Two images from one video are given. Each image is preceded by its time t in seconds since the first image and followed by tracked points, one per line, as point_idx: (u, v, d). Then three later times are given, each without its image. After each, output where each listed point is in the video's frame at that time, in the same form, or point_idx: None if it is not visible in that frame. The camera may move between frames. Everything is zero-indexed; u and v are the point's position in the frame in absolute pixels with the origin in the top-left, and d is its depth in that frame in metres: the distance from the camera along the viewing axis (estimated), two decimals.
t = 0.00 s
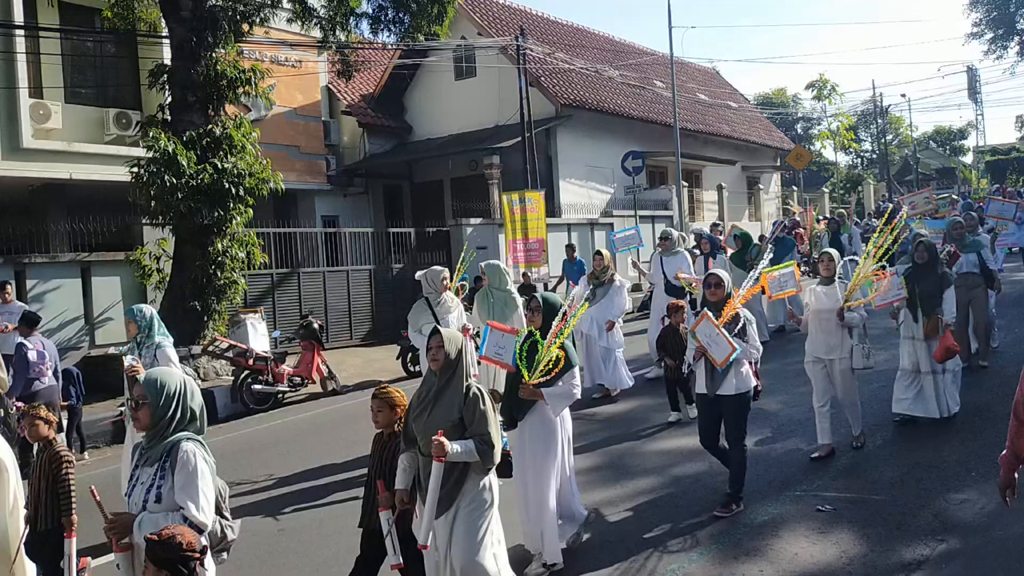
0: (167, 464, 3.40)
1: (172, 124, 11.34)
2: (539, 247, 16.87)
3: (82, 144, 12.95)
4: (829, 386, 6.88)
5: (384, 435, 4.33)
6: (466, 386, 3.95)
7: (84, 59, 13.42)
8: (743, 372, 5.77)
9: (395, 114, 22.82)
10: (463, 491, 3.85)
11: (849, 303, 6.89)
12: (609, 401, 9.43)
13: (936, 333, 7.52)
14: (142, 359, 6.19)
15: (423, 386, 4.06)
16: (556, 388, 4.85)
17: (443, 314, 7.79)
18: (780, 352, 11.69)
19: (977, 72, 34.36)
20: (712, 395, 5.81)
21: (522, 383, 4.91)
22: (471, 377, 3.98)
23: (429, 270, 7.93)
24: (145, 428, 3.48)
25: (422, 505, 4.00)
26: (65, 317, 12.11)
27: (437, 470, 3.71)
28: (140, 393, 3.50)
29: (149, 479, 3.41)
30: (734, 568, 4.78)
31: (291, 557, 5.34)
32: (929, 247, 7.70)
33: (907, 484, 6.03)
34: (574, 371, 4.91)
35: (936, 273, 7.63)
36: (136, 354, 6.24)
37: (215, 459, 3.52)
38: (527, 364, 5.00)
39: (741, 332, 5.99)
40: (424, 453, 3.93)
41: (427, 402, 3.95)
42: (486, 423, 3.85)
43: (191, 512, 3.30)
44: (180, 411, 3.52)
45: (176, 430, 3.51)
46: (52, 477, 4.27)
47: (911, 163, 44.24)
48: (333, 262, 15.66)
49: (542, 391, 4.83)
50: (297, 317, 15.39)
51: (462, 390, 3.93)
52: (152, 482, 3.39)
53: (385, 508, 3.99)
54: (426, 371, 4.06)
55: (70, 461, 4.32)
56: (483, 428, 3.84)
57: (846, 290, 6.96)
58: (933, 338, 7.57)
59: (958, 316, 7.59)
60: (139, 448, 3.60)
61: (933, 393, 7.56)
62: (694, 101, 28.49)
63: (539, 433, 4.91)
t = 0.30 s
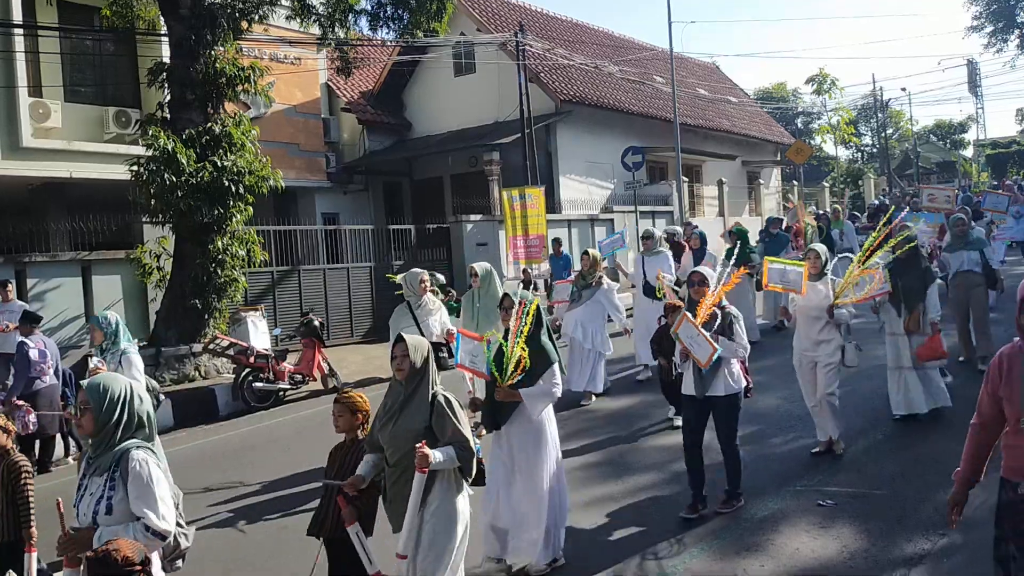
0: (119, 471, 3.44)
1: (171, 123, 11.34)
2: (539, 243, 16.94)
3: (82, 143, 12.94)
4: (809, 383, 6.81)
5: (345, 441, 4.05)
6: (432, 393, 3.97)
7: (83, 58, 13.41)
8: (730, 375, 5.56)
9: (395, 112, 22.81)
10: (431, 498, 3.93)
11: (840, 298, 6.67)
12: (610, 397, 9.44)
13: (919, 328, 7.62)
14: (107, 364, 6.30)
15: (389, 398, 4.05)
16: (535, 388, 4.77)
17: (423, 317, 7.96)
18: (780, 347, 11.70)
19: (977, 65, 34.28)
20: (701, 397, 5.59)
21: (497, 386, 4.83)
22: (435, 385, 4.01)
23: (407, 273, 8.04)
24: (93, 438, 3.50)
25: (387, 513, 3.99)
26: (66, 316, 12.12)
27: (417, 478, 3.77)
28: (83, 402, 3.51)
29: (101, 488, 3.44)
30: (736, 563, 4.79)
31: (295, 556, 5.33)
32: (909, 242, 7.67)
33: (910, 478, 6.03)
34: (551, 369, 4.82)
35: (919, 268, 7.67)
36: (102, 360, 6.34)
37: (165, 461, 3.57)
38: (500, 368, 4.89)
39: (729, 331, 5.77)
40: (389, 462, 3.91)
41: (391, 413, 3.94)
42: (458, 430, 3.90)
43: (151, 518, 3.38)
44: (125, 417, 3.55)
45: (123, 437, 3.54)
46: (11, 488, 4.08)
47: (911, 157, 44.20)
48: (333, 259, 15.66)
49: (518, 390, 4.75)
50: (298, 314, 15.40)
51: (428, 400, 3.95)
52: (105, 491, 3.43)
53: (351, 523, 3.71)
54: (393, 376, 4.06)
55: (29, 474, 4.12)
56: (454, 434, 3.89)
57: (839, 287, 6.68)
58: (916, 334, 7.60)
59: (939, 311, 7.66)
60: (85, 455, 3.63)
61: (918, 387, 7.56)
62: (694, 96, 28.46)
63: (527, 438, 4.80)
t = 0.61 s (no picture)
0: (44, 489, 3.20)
1: (166, 118, 11.30)
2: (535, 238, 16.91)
3: (76, 138, 12.89)
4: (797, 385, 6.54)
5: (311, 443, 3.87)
6: (389, 402, 3.73)
7: (78, 53, 13.36)
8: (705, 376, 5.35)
9: (391, 107, 22.77)
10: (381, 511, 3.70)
11: (825, 301, 6.42)
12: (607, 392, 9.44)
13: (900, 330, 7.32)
14: (64, 366, 5.75)
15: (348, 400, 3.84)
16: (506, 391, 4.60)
17: (398, 316, 7.53)
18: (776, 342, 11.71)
19: (973, 60, 34.26)
20: (676, 402, 5.32)
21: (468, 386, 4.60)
22: (396, 393, 3.78)
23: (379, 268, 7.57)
24: (24, 451, 3.28)
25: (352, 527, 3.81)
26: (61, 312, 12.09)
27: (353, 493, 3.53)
28: (18, 411, 3.30)
29: (24, 504, 3.21)
30: (732, 557, 4.79)
31: (290, 555, 5.31)
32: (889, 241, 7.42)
33: (907, 472, 6.04)
34: (522, 374, 4.66)
35: (900, 267, 7.39)
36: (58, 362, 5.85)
37: (98, 485, 3.34)
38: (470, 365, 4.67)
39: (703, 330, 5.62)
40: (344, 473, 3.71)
41: (349, 420, 3.75)
42: (408, 443, 3.66)
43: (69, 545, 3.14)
44: (62, 431, 3.32)
45: (58, 452, 3.31)
46: None
47: (907, 152, 44.21)
48: (329, 255, 15.62)
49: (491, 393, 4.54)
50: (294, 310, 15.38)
51: (383, 408, 3.72)
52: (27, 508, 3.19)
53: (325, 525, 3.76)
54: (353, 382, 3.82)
55: None
56: (403, 448, 3.64)
57: (820, 289, 6.45)
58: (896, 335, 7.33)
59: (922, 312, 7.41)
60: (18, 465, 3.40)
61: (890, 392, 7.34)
62: (690, 91, 28.43)
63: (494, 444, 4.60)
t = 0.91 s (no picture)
0: None
1: (158, 112, 11.27)
2: (529, 234, 16.88)
3: (67, 133, 12.82)
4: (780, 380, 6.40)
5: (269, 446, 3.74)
6: (343, 404, 3.53)
7: (70, 47, 13.30)
8: (678, 375, 5.18)
9: (384, 102, 22.73)
10: (336, 523, 3.51)
11: (809, 294, 6.36)
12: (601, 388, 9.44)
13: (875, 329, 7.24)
14: (15, 373, 5.28)
15: (303, 403, 3.65)
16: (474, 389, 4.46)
17: (358, 317, 7.13)
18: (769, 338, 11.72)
19: (966, 57, 34.32)
20: (645, 402, 5.19)
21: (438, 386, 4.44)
22: (349, 395, 3.57)
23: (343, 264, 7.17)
24: None
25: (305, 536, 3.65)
26: (52, 307, 12.03)
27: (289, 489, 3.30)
28: None
29: None
30: (724, 550, 4.80)
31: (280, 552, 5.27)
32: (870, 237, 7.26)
33: (900, 467, 6.05)
34: (491, 376, 4.52)
35: (878, 265, 7.22)
36: (7, 368, 5.29)
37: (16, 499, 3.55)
38: (441, 364, 4.52)
39: (676, 329, 5.47)
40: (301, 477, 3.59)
41: (303, 422, 3.59)
42: (357, 446, 3.44)
43: None
44: None
45: None
46: None
47: (899, 149, 44.31)
48: (322, 249, 15.59)
49: (460, 393, 4.41)
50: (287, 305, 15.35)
51: (334, 410, 3.52)
52: None
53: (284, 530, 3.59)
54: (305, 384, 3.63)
55: None
56: (354, 451, 3.43)
57: (803, 282, 6.39)
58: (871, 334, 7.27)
59: (901, 310, 7.33)
60: None
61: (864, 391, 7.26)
62: (683, 87, 28.44)
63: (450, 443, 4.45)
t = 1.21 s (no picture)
0: None
1: (148, 108, 11.21)
2: (521, 230, 16.87)
3: (56, 129, 12.74)
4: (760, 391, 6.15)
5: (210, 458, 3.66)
6: (279, 407, 3.40)
7: (59, 43, 13.24)
8: (647, 387, 4.95)
9: (375, 99, 22.70)
10: (272, 534, 3.34)
11: (786, 296, 6.12)
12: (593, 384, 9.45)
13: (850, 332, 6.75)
14: None
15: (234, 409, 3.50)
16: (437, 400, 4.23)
17: (313, 317, 6.86)
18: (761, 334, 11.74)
19: (956, 55, 34.43)
20: (616, 411, 4.97)
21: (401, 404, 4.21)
22: (285, 397, 3.44)
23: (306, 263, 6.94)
24: None
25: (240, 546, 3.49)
26: (41, 305, 11.96)
27: (231, 500, 3.19)
28: None
29: None
30: (715, 546, 4.80)
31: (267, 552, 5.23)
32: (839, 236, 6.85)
33: (890, 462, 6.06)
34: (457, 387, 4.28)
35: (851, 265, 6.77)
36: None
37: None
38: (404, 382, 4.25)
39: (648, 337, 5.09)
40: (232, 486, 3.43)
41: (233, 429, 3.42)
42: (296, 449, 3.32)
43: None
44: None
45: None
46: None
47: (890, 146, 44.46)
48: (313, 246, 15.56)
49: (423, 405, 4.19)
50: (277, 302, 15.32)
51: (268, 414, 3.37)
52: None
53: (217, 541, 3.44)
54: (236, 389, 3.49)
55: None
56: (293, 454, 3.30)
57: (780, 284, 6.17)
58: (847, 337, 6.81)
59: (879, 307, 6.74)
60: None
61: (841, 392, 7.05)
62: (675, 84, 28.46)
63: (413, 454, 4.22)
